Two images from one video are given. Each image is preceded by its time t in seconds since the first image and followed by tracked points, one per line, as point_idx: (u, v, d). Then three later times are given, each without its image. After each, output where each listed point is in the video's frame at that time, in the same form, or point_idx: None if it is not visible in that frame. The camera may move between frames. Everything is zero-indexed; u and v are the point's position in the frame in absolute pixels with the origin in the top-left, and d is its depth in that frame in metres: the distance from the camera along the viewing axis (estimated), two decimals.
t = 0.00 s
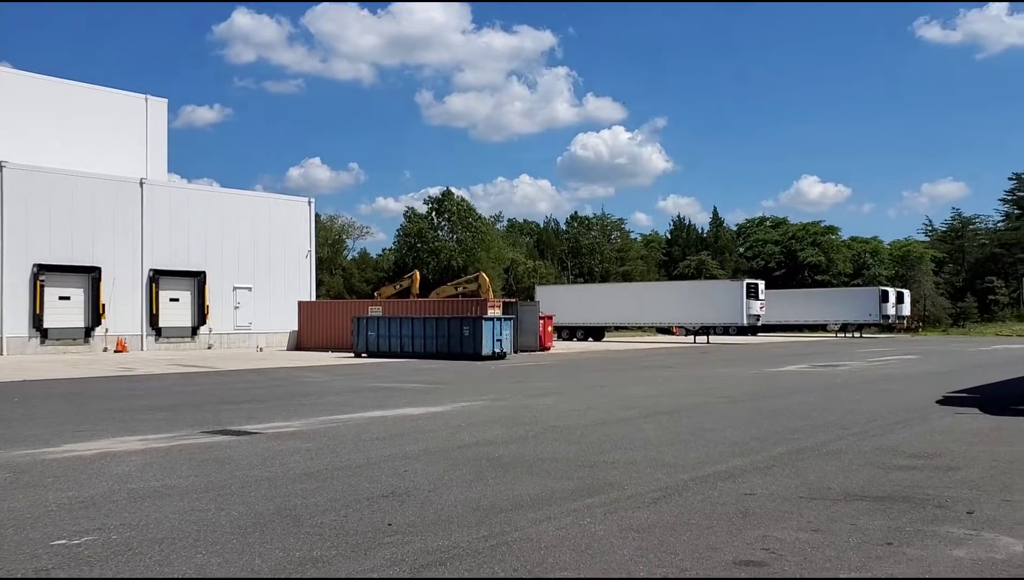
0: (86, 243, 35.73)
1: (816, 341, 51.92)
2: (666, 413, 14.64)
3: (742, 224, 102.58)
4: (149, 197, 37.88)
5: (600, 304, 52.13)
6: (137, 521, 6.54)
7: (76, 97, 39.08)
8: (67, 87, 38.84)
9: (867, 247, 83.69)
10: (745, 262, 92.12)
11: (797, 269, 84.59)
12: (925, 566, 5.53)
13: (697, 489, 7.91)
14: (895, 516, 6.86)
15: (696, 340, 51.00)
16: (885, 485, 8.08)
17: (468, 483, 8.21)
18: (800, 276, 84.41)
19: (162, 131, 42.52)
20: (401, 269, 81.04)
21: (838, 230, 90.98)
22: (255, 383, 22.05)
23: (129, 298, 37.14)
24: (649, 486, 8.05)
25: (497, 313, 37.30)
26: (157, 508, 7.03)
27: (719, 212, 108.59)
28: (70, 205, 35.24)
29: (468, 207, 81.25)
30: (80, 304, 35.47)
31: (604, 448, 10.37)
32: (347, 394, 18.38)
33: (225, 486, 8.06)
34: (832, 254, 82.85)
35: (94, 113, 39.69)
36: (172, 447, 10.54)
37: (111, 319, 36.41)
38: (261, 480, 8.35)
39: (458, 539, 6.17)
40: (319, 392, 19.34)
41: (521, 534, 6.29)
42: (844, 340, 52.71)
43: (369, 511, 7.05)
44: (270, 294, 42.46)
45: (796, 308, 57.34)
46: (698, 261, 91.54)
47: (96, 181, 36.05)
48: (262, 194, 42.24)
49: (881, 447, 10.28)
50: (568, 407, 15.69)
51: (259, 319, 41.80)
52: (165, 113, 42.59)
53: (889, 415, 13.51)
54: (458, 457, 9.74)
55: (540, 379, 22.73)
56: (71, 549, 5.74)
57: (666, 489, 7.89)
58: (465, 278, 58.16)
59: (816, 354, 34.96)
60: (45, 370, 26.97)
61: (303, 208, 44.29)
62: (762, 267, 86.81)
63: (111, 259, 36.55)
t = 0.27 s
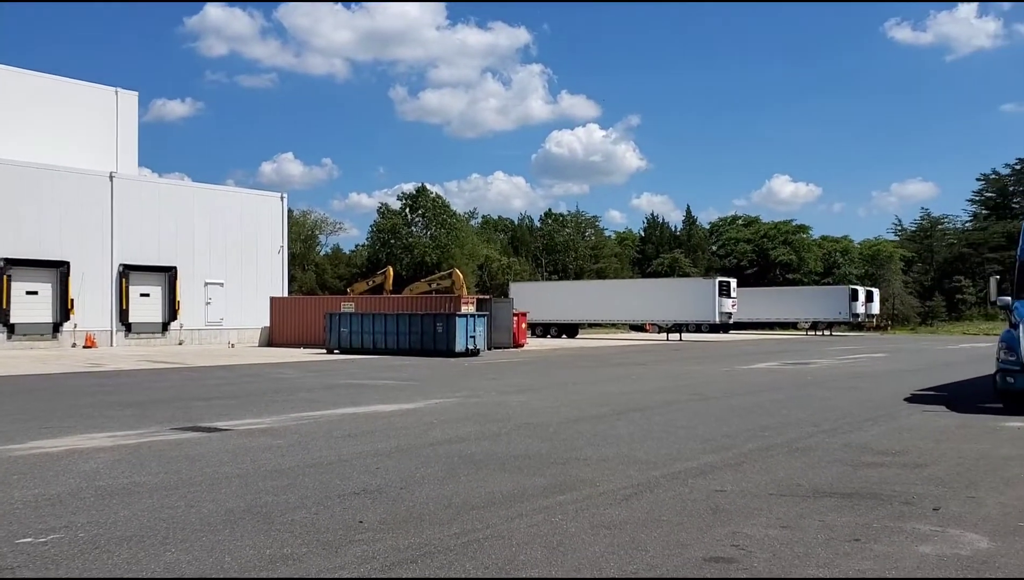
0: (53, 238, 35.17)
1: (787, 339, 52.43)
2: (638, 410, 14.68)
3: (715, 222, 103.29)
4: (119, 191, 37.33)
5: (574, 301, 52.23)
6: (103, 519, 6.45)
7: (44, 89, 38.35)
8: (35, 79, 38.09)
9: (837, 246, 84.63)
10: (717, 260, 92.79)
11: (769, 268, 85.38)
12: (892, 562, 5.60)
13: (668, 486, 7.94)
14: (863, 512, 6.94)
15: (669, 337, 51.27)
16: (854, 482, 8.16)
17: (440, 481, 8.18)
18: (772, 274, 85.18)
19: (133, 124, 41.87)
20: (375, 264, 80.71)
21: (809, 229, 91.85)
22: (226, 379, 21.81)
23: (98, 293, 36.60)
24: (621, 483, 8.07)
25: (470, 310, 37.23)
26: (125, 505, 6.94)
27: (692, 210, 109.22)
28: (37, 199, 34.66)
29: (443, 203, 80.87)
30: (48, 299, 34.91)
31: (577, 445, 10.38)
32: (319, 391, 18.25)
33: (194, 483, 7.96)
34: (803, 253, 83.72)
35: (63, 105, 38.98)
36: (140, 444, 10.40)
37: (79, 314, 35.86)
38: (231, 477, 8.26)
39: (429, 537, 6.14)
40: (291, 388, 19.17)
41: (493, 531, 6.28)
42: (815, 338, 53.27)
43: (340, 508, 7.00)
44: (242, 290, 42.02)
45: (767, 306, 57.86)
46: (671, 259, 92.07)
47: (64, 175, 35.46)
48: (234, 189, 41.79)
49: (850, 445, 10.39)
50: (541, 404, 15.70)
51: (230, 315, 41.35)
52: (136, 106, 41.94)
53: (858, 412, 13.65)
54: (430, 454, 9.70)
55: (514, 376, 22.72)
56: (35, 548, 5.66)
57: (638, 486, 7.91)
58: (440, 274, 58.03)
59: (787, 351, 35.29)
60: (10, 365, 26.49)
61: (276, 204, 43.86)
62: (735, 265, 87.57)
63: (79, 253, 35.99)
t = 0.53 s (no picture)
0: (24, 234, 34.65)
1: (762, 339, 52.83)
2: (614, 410, 14.72)
3: (691, 223, 103.86)
4: (92, 187, 36.84)
5: (551, 300, 52.30)
6: (75, 520, 6.37)
7: (16, 83, 37.72)
8: (7, 73, 37.46)
9: (812, 247, 85.40)
10: (693, 260, 93.25)
11: (744, 268, 86.03)
12: (864, 561, 5.67)
13: (644, 486, 7.97)
14: (835, 512, 7.00)
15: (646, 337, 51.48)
16: (826, 482, 8.24)
17: (416, 481, 8.14)
18: (747, 274, 85.80)
19: (107, 119, 41.31)
20: (351, 263, 80.35)
21: (785, 230, 92.64)
22: (200, 378, 21.58)
23: (71, 290, 36.10)
24: (597, 483, 8.09)
25: (447, 309, 37.16)
26: (96, 505, 6.84)
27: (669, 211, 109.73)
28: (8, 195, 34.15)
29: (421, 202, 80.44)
30: (19, 296, 34.38)
31: (553, 445, 10.39)
32: (294, 390, 18.12)
33: (168, 483, 7.86)
34: (778, 254, 84.44)
35: (35, 100, 38.37)
36: (113, 443, 10.27)
37: (51, 311, 35.34)
38: (204, 477, 8.17)
39: (404, 537, 6.11)
40: (266, 387, 19.02)
41: (468, 531, 6.26)
42: (789, 338, 53.72)
43: (315, 508, 6.94)
44: (217, 288, 41.62)
45: (743, 307, 58.29)
46: (648, 259, 92.49)
47: (35, 171, 34.94)
48: (210, 186, 41.39)
49: (823, 444, 10.49)
50: (518, 404, 15.70)
51: (204, 313, 40.94)
52: (110, 101, 41.39)
53: (831, 413, 13.78)
54: (406, 454, 9.65)
55: (490, 375, 22.71)
56: (5, 549, 5.57)
57: (614, 486, 7.94)
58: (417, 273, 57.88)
59: (762, 352, 35.59)
60: None
61: (252, 201, 43.48)
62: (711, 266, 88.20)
63: (51, 250, 35.49)
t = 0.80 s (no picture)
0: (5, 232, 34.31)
1: (746, 340, 53.09)
2: (598, 410, 14.74)
3: (676, 224, 104.22)
4: (75, 185, 36.53)
5: (537, 301, 52.33)
6: (56, 521, 6.30)
7: None
8: None
9: (797, 249, 85.89)
10: (678, 261, 93.51)
11: (729, 270, 86.43)
12: (847, 561, 5.70)
13: (628, 486, 7.98)
14: (818, 513, 7.03)
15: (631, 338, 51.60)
16: (810, 482, 8.28)
17: (400, 481, 8.11)
18: (731, 276, 86.19)
19: (90, 117, 40.96)
20: (336, 263, 80.04)
21: (769, 231, 93.12)
22: (184, 378, 21.42)
23: (53, 289, 35.75)
24: (581, 483, 8.09)
25: (432, 309, 37.10)
26: (78, 506, 6.78)
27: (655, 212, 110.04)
28: None
29: (406, 203, 80.45)
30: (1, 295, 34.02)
31: (537, 445, 10.39)
32: (278, 390, 18.02)
33: (150, 483, 7.80)
34: (762, 256, 84.86)
35: (18, 97, 37.97)
36: (95, 443, 10.17)
37: (33, 310, 34.99)
38: (187, 477, 8.11)
39: (388, 537, 6.08)
40: (250, 387, 18.91)
41: (453, 532, 6.25)
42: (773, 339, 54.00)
43: (298, 508, 6.90)
44: (200, 287, 41.35)
45: (728, 308, 58.57)
46: (633, 260, 92.77)
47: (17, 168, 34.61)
48: (194, 185, 41.15)
49: (806, 445, 10.54)
50: (502, 404, 15.70)
51: (188, 312, 40.66)
52: (93, 99, 41.04)
53: (815, 414, 13.86)
54: (390, 455, 9.61)
55: (475, 376, 22.69)
56: None
57: (598, 487, 7.94)
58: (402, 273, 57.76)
59: (746, 353, 35.78)
60: None
61: (236, 200, 43.26)
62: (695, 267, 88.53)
63: (32, 248, 35.15)
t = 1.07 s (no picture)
0: None
1: (728, 341, 53.31)
2: (580, 411, 14.78)
3: (660, 225, 104.63)
4: (55, 183, 36.17)
5: (520, 302, 52.33)
6: (35, 521, 6.25)
7: None
8: None
9: (779, 251, 86.44)
10: (661, 263, 93.83)
11: (711, 271, 86.90)
12: (826, 562, 5.75)
13: (610, 487, 8.00)
14: (799, 514, 7.08)
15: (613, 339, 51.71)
16: (790, 483, 8.34)
17: (382, 482, 8.09)
18: (714, 277, 86.68)
19: (71, 115, 40.56)
20: (319, 263, 79.75)
21: (752, 233, 93.66)
22: (165, 378, 21.27)
23: (32, 288, 35.37)
24: (563, 484, 8.10)
25: (416, 309, 37.05)
26: (56, 506, 6.72)
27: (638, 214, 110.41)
28: None
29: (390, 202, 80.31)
30: None
31: (520, 446, 10.40)
32: (260, 390, 17.92)
33: (130, 483, 7.74)
34: (745, 257, 85.37)
35: None
36: (74, 443, 10.08)
37: (12, 309, 34.62)
38: (168, 477, 8.05)
39: (370, 538, 6.07)
40: (232, 387, 18.79)
41: (434, 533, 6.24)
42: (755, 341, 54.29)
43: (280, 509, 6.87)
44: (182, 286, 41.04)
45: (711, 310, 58.85)
46: (616, 261, 93.12)
47: None
48: (176, 184, 40.85)
49: (788, 447, 10.61)
50: (485, 405, 15.70)
51: (169, 311, 40.34)
52: (74, 96, 40.65)
53: (796, 415, 13.96)
54: (372, 455, 9.58)
55: (458, 376, 22.67)
56: None
57: (580, 488, 7.97)
58: (386, 272, 57.62)
59: (728, 354, 35.98)
60: None
61: (219, 199, 42.98)
62: (678, 269, 89.03)
63: (11, 247, 34.77)
